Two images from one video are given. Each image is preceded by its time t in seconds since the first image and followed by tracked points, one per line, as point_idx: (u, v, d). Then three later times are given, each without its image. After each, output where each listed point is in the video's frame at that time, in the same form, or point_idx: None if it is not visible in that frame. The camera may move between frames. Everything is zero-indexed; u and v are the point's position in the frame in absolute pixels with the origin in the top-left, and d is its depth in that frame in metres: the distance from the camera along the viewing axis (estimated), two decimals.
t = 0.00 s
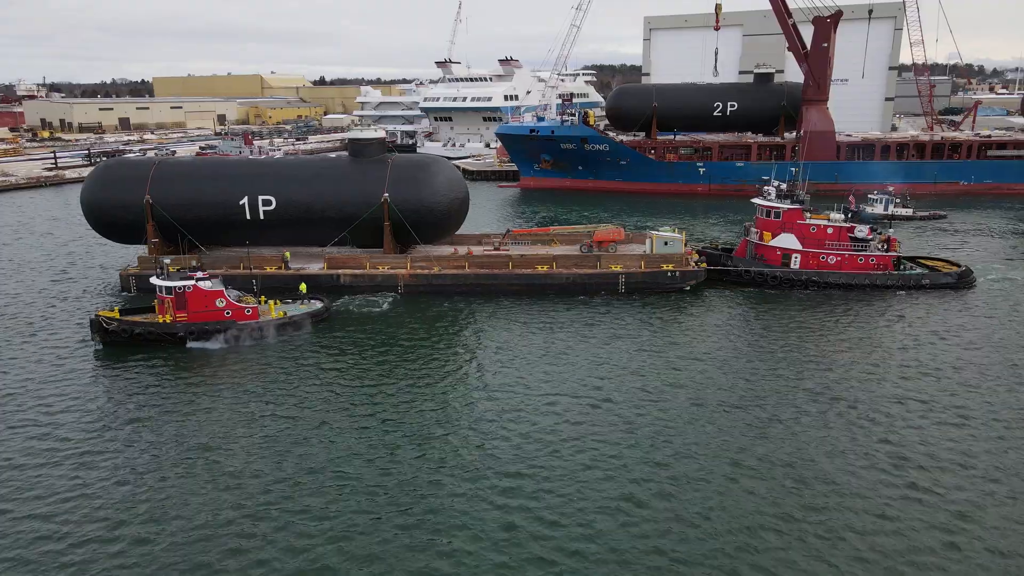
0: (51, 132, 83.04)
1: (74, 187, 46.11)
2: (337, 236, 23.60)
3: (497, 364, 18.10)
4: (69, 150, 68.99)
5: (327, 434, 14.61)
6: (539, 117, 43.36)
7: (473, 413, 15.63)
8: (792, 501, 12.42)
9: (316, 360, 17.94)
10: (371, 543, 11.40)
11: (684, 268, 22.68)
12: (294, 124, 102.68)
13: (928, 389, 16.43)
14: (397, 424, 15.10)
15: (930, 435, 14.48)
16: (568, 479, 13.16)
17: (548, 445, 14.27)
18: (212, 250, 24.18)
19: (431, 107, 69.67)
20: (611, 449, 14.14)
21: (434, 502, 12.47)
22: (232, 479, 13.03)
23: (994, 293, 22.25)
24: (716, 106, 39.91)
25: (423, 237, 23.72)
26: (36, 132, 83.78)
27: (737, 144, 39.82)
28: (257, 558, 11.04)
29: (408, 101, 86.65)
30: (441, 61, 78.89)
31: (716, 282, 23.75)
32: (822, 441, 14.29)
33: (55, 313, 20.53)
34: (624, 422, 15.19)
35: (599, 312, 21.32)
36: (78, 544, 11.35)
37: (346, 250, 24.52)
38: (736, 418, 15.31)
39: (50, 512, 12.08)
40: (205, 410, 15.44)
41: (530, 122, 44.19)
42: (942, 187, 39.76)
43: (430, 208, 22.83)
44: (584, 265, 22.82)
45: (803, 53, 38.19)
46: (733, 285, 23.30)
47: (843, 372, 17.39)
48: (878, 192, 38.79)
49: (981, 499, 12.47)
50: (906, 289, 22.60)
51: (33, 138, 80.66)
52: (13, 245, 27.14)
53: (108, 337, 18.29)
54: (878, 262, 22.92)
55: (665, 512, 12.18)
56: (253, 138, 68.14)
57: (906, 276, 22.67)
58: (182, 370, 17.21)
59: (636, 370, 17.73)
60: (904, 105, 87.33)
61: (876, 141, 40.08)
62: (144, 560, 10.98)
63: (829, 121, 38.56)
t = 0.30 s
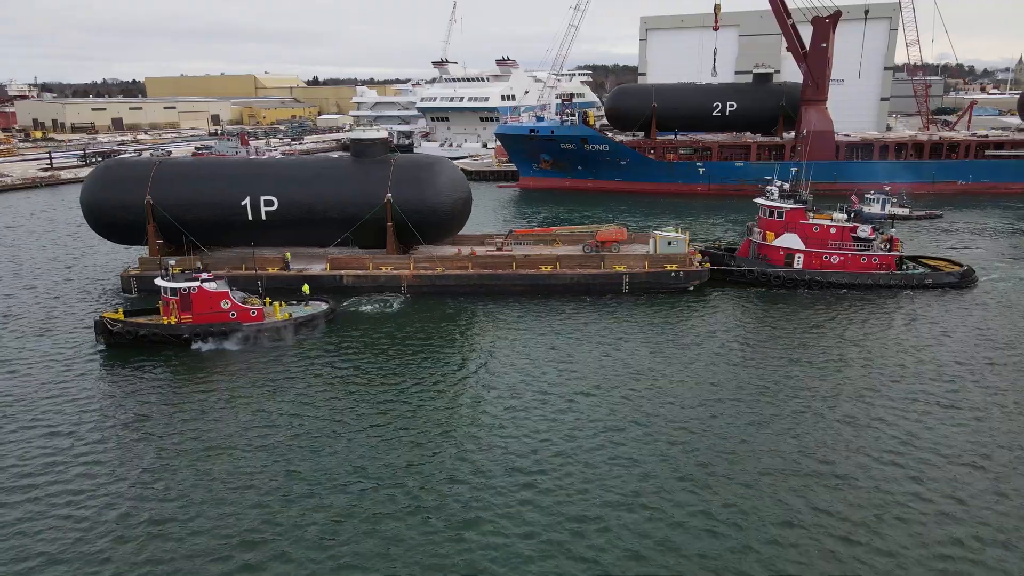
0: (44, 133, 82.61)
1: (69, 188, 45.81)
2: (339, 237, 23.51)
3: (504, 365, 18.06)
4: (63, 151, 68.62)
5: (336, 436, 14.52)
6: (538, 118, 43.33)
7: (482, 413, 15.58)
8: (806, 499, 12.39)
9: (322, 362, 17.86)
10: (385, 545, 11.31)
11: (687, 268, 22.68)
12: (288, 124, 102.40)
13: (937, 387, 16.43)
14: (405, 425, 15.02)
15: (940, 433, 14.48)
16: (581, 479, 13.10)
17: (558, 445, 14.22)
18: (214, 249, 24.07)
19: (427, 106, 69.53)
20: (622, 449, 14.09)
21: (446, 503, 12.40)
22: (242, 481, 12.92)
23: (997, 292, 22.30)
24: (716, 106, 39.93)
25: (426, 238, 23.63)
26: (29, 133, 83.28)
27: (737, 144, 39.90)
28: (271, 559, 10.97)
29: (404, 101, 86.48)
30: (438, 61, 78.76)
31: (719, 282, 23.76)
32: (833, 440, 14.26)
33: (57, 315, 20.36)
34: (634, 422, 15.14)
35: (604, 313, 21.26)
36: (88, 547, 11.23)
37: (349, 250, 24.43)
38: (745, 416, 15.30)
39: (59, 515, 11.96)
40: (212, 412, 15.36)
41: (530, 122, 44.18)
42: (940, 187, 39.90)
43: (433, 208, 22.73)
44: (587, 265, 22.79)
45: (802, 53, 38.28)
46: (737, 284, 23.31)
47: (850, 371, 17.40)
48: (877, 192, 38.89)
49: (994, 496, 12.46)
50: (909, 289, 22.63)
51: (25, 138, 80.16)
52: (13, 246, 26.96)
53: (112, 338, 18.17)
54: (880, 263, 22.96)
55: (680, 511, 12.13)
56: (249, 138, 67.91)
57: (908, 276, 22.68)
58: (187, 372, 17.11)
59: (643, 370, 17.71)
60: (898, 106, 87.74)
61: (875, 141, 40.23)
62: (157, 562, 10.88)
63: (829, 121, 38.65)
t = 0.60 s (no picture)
0: (37, 133, 82.09)
1: (64, 189, 45.50)
2: (341, 238, 23.40)
3: (510, 365, 18.00)
4: (56, 151, 68.14)
5: (343, 438, 14.45)
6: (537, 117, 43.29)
7: (490, 414, 15.52)
8: (816, 499, 12.38)
9: (327, 364, 17.79)
10: (395, 548, 11.25)
11: (691, 268, 22.67)
12: (284, 124, 102.15)
13: (943, 386, 16.48)
14: (412, 426, 14.96)
15: (948, 432, 14.48)
16: (590, 480, 13.06)
17: (566, 446, 14.17)
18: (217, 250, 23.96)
19: (424, 107, 69.38)
20: (630, 450, 14.05)
21: (456, 505, 12.35)
22: (250, 483, 12.84)
23: (999, 291, 22.38)
24: (715, 106, 39.97)
25: (429, 238, 23.56)
26: (21, 133, 82.70)
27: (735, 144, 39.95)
28: (283, 561, 10.90)
29: (400, 101, 86.33)
30: (435, 61, 78.66)
31: (722, 282, 23.78)
32: (841, 439, 14.26)
33: (58, 317, 20.22)
34: (642, 423, 15.10)
35: (609, 313, 21.23)
36: (97, 549, 11.13)
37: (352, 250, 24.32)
38: (754, 415, 15.31)
39: (65, 517, 11.87)
40: (219, 414, 15.28)
41: (529, 122, 44.15)
42: (938, 186, 40.06)
43: (435, 209, 22.65)
44: (591, 265, 22.78)
45: (800, 53, 38.32)
46: (740, 284, 23.34)
47: (856, 369, 17.43)
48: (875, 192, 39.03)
49: (1004, 495, 12.46)
50: (912, 288, 22.69)
51: (18, 139, 79.69)
52: (12, 248, 26.77)
53: (116, 340, 18.11)
54: (882, 262, 23.02)
55: (690, 512, 12.10)
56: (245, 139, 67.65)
57: (910, 276, 22.73)
58: (191, 374, 17.02)
59: (649, 370, 17.71)
60: (893, 105, 88.02)
61: (872, 141, 40.40)
62: (167, 565, 10.78)
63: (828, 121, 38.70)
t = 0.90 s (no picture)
0: (28, 133, 81.39)
1: (59, 189, 45.14)
2: (343, 238, 23.30)
3: (515, 365, 17.96)
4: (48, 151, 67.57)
5: (348, 439, 14.38)
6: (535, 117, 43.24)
7: (496, 414, 15.45)
8: (821, 497, 12.40)
9: (331, 366, 17.70)
10: (404, 549, 11.19)
11: (693, 268, 22.68)
12: (277, 124, 101.81)
13: (947, 385, 16.52)
14: (418, 428, 14.89)
15: (954, 431, 14.51)
16: (597, 479, 13.03)
17: (572, 446, 14.14)
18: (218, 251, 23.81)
19: (420, 107, 69.20)
20: (637, 450, 14.02)
21: (462, 505, 12.30)
22: (254, 485, 12.77)
23: (999, 290, 22.49)
24: (712, 106, 40.03)
25: (431, 239, 23.48)
26: (12, 133, 81.96)
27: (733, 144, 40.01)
28: (293, 564, 10.82)
29: (395, 101, 86.12)
30: (430, 61, 78.53)
31: (724, 282, 23.80)
32: (847, 439, 14.26)
33: (58, 319, 20.04)
34: (647, 422, 15.09)
35: (613, 313, 21.20)
36: (104, 553, 11.01)
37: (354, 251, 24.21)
38: (760, 415, 15.31)
39: (69, 520, 11.77)
40: (224, 416, 15.18)
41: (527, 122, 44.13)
42: (935, 185, 40.25)
43: (437, 209, 22.57)
44: (594, 265, 22.75)
45: (798, 53, 38.37)
46: (742, 285, 23.37)
47: (860, 369, 17.47)
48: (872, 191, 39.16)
49: (1010, 494, 12.48)
50: (913, 287, 22.76)
51: (8, 138, 79.01)
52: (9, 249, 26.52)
53: (117, 343, 18.07)
54: (883, 262, 23.08)
55: (698, 511, 12.08)
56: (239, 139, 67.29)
57: (911, 275, 22.80)
58: (193, 377, 16.96)
59: (655, 370, 17.70)
60: (887, 106, 88.43)
61: (869, 141, 40.55)
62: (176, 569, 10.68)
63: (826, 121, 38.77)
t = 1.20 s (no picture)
0: (18, 134, 80.79)
1: (53, 190, 44.85)
2: (344, 239, 23.19)
3: (520, 366, 17.95)
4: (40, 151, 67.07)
5: (354, 440, 14.32)
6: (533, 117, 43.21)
7: (503, 415, 15.45)
8: (828, 497, 12.40)
9: (336, 368, 17.63)
10: (411, 552, 11.15)
11: (696, 268, 22.69)
12: (270, 124, 101.51)
13: (951, 383, 16.62)
14: (426, 429, 14.85)
15: (959, 429, 14.60)
16: (604, 480, 13.01)
17: (578, 447, 14.11)
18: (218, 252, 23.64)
19: (416, 107, 69.18)
20: (643, 450, 14.00)
21: (469, 507, 12.26)
22: (259, 489, 12.70)
23: (998, 288, 22.60)
24: (710, 106, 40.08)
25: (433, 239, 23.40)
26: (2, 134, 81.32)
27: (731, 144, 40.10)
28: (306, 567, 10.79)
29: (391, 101, 86.02)
30: (425, 61, 78.40)
31: (726, 283, 23.84)
32: (852, 439, 14.28)
33: (60, 323, 19.93)
34: (654, 422, 15.11)
35: (615, 314, 21.20)
36: (115, 557, 10.96)
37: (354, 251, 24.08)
38: (766, 413, 15.38)
39: (72, 527, 11.69)
40: (229, 419, 15.12)
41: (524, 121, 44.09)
42: (931, 185, 40.46)
43: (439, 209, 22.50)
44: (596, 265, 22.72)
45: (797, 54, 38.40)
46: (744, 285, 23.42)
47: (864, 368, 17.56)
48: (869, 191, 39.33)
49: (1017, 491, 12.57)
50: (914, 286, 22.85)
51: None
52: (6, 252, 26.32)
53: (120, 344, 18.13)
54: (884, 262, 23.17)
55: (706, 511, 12.06)
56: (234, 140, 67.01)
57: (912, 275, 22.90)
58: (196, 380, 16.90)
59: (660, 369, 17.71)
60: (880, 105, 88.86)
61: (866, 141, 40.72)
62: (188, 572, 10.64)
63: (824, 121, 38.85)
